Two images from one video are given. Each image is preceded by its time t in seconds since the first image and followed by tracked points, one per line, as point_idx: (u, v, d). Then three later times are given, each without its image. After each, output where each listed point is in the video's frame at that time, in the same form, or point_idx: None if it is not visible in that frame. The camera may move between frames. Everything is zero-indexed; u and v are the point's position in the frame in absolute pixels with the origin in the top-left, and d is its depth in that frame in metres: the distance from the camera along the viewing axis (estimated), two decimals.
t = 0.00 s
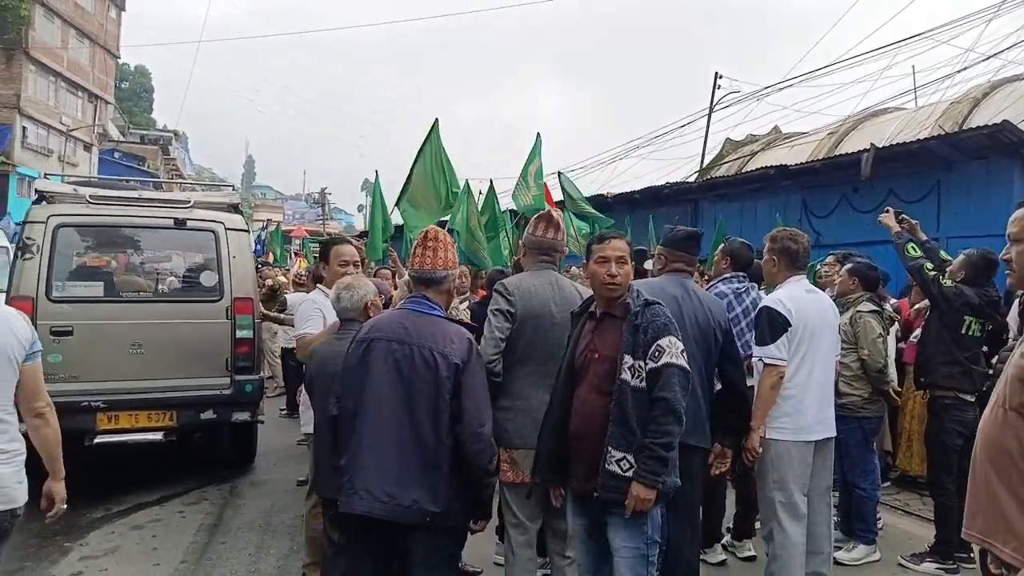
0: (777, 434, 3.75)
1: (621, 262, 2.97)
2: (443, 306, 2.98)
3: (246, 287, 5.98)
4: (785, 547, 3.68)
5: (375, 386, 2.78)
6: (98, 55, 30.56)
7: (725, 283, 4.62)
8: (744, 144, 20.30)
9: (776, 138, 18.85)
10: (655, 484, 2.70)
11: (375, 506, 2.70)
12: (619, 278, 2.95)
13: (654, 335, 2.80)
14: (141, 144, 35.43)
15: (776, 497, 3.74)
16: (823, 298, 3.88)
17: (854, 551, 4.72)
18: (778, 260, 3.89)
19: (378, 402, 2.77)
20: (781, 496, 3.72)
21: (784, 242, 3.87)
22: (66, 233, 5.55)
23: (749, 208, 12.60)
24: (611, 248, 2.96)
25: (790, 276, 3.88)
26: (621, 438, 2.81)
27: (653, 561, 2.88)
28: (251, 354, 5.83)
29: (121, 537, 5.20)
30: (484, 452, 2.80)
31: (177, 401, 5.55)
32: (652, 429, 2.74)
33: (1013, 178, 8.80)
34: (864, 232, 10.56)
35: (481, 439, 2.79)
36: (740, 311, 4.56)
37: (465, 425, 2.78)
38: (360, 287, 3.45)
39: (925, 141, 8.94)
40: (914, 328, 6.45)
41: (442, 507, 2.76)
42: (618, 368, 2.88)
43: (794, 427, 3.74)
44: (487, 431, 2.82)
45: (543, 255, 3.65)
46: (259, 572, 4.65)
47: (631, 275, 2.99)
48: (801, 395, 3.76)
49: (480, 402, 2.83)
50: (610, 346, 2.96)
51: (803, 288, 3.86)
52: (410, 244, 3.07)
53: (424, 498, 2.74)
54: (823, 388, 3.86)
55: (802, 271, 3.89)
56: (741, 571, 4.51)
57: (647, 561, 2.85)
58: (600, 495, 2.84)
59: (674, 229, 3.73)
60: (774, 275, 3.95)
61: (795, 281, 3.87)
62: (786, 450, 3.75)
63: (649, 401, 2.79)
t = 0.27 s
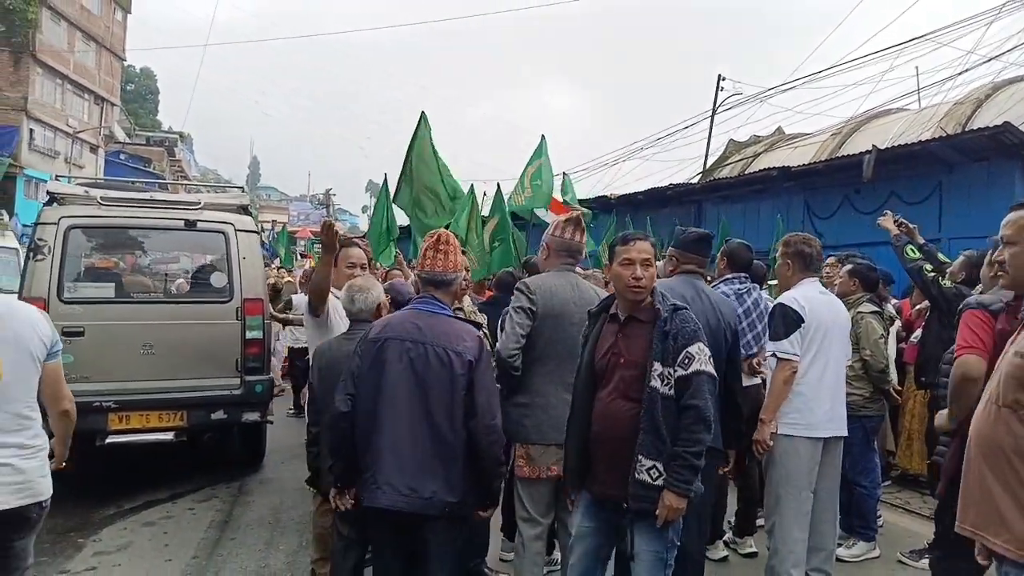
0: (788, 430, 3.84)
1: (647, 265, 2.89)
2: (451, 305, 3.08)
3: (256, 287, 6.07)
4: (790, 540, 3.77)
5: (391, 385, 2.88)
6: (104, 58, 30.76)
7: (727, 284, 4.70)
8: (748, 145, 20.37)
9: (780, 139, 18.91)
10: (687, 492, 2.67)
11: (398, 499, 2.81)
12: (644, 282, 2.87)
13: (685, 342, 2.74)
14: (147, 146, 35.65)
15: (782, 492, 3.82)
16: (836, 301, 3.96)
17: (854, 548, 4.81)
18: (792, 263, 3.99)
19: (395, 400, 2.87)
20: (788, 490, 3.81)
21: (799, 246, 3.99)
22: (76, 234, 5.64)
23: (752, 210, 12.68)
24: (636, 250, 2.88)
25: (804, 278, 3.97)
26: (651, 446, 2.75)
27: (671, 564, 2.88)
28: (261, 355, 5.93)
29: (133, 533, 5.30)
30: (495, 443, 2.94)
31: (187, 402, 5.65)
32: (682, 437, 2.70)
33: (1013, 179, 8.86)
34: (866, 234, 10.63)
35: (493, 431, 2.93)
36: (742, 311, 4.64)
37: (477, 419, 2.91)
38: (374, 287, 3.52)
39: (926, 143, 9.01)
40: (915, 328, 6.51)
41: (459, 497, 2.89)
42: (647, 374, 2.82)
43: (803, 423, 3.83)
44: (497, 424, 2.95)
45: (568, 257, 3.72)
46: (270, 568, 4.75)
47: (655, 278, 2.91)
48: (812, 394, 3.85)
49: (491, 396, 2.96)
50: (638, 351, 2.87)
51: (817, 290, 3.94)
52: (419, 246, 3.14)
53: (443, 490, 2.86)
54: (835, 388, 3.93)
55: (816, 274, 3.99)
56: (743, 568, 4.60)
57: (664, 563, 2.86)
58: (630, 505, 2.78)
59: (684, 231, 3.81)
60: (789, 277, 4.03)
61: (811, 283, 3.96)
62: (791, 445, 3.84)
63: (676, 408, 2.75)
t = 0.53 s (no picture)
0: (791, 430, 3.88)
1: (654, 267, 2.78)
2: (439, 307, 3.14)
3: (258, 289, 6.11)
4: (790, 541, 3.83)
5: (388, 388, 2.94)
6: (106, 61, 30.86)
7: (723, 285, 4.76)
8: (747, 146, 20.43)
9: (779, 140, 18.96)
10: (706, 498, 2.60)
11: (401, 498, 2.89)
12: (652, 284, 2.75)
13: (698, 346, 2.67)
14: (149, 148, 35.76)
15: (784, 492, 3.87)
16: (839, 303, 4.02)
17: (848, 546, 4.87)
18: (801, 265, 4.05)
19: (394, 403, 2.94)
20: (790, 492, 3.86)
21: (808, 249, 4.05)
22: (78, 236, 5.66)
23: (751, 211, 12.74)
24: (642, 252, 2.77)
25: (814, 280, 4.02)
26: (669, 453, 2.64)
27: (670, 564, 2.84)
28: (265, 356, 5.97)
29: (136, 533, 5.36)
30: (490, 440, 3.02)
31: (192, 404, 5.67)
32: (697, 443, 2.64)
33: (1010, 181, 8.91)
34: (864, 235, 10.69)
35: (488, 428, 3.01)
36: (739, 312, 4.71)
37: (473, 417, 2.99)
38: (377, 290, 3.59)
39: (923, 145, 9.06)
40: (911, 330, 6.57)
41: (459, 491, 2.99)
42: (659, 380, 2.71)
43: (808, 423, 3.87)
44: (491, 420, 3.03)
45: (573, 260, 3.77)
46: (272, 567, 4.81)
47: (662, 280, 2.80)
48: (816, 400, 3.88)
49: (485, 394, 3.04)
50: (649, 355, 2.75)
51: (824, 292, 3.99)
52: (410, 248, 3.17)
53: (444, 485, 2.95)
54: (838, 392, 3.96)
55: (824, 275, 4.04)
56: (739, 567, 4.65)
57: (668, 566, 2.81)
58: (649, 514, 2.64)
59: (679, 232, 3.87)
60: (799, 279, 4.09)
61: (817, 285, 4.02)
62: (791, 446, 3.90)
63: (688, 415, 2.67)
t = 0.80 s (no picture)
0: (790, 432, 3.89)
1: (641, 267, 2.70)
2: (436, 305, 3.19)
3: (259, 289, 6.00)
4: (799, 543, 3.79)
5: (390, 384, 2.98)
6: (107, 61, 30.91)
7: (717, 285, 4.79)
8: (747, 147, 20.46)
9: (778, 141, 18.97)
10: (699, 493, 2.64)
11: (401, 491, 2.92)
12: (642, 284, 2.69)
13: (689, 346, 2.68)
14: (150, 148, 35.82)
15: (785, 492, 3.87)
16: (840, 303, 4.02)
17: (842, 545, 4.91)
18: (803, 266, 4.07)
19: (394, 400, 2.97)
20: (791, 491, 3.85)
21: (810, 248, 4.06)
22: (77, 235, 5.57)
23: (749, 212, 12.77)
24: (628, 252, 2.69)
25: (815, 281, 4.05)
26: (667, 454, 2.63)
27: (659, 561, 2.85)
28: (265, 356, 5.81)
29: (136, 530, 5.40)
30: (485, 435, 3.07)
31: (193, 404, 5.61)
32: (690, 442, 2.65)
33: (1007, 182, 8.94)
34: (862, 236, 10.72)
35: (484, 423, 3.06)
36: (733, 311, 4.75)
37: (470, 412, 3.04)
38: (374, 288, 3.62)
39: (920, 145, 9.10)
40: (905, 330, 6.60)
41: (457, 485, 3.03)
42: (657, 382, 2.65)
43: (806, 425, 3.88)
44: (487, 417, 3.08)
45: (578, 262, 3.80)
46: (270, 564, 4.83)
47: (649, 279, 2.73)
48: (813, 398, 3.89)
49: (482, 391, 3.09)
50: (645, 357, 2.67)
51: (825, 294, 4.02)
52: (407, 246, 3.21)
53: (444, 479, 2.99)
54: (835, 391, 3.98)
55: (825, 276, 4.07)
56: (733, 565, 4.69)
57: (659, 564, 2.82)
58: (650, 515, 2.62)
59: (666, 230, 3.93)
60: (800, 279, 4.11)
61: (820, 286, 4.05)
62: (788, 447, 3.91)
63: (681, 415, 2.67)
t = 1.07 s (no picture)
0: (795, 437, 3.75)
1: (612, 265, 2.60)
2: (445, 304, 3.20)
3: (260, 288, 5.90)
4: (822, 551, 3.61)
5: (404, 381, 2.97)
6: (107, 62, 30.91)
7: (714, 284, 4.78)
8: (747, 147, 20.47)
9: (777, 141, 18.97)
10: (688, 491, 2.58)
11: (416, 488, 2.92)
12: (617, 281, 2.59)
13: (669, 341, 2.62)
14: (149, 148, 35.84)
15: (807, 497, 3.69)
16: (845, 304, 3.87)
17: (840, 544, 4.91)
18: (805, 264, 3.90)
19: (408, 399, 2.97)
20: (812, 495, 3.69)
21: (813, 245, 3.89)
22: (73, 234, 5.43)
23: (748, 212, 12.78)
24: (597, 250, 2.59)
25: (818, 281, 3.87)
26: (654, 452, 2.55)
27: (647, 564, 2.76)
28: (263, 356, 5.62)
29: (134, 530, 5.39)
30: (494, 433, 3.08)
31: (192, 407, 5.46)
32: (674, 439, 2.60)
33: (1005, 182, 8.93)
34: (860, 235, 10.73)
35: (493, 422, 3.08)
36: (730, 310, 4.75)
37: (481, 412, 3.06)
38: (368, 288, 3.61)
39: (919, 145, 9.10)
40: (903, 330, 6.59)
41: (468, 483, 3.04)
42: (641, 380, 2.56)
43: (812, 430, 3.74)
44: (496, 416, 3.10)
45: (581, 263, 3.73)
46: (267, 564, 4.83)
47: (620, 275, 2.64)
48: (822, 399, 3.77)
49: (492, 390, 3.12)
50: (625, 354, 2.58)
51: (830, 294, 3.85)
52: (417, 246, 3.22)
53: (455, 477, 3.00)
54: (839, 390, 3.82)
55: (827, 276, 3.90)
56: (730, 564, 4.69)
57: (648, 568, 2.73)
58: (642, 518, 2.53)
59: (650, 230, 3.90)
60: (802, 278, 3.93)
61: (823, 285, 3.87)
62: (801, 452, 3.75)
63: (664, 411, 2.61)
